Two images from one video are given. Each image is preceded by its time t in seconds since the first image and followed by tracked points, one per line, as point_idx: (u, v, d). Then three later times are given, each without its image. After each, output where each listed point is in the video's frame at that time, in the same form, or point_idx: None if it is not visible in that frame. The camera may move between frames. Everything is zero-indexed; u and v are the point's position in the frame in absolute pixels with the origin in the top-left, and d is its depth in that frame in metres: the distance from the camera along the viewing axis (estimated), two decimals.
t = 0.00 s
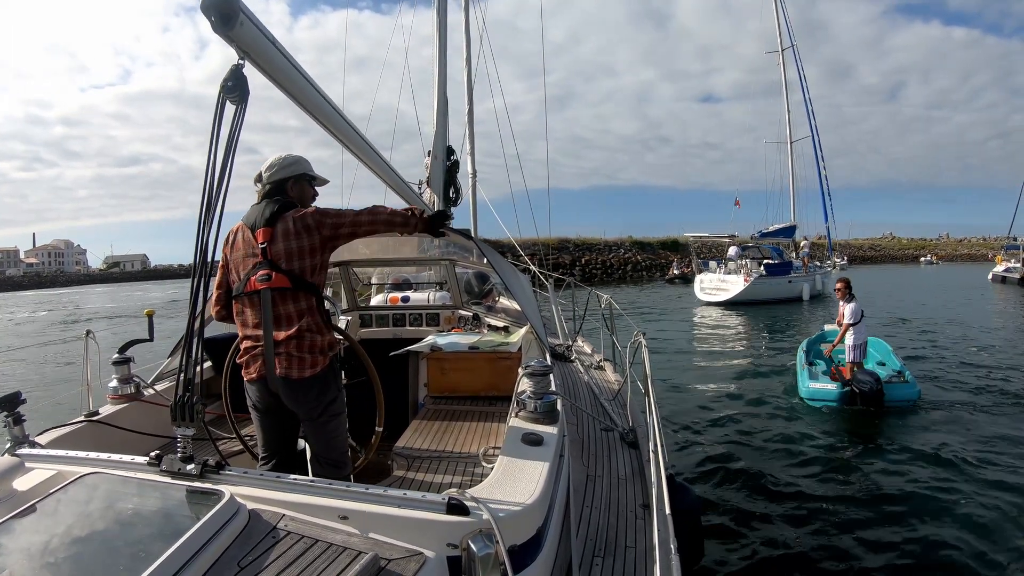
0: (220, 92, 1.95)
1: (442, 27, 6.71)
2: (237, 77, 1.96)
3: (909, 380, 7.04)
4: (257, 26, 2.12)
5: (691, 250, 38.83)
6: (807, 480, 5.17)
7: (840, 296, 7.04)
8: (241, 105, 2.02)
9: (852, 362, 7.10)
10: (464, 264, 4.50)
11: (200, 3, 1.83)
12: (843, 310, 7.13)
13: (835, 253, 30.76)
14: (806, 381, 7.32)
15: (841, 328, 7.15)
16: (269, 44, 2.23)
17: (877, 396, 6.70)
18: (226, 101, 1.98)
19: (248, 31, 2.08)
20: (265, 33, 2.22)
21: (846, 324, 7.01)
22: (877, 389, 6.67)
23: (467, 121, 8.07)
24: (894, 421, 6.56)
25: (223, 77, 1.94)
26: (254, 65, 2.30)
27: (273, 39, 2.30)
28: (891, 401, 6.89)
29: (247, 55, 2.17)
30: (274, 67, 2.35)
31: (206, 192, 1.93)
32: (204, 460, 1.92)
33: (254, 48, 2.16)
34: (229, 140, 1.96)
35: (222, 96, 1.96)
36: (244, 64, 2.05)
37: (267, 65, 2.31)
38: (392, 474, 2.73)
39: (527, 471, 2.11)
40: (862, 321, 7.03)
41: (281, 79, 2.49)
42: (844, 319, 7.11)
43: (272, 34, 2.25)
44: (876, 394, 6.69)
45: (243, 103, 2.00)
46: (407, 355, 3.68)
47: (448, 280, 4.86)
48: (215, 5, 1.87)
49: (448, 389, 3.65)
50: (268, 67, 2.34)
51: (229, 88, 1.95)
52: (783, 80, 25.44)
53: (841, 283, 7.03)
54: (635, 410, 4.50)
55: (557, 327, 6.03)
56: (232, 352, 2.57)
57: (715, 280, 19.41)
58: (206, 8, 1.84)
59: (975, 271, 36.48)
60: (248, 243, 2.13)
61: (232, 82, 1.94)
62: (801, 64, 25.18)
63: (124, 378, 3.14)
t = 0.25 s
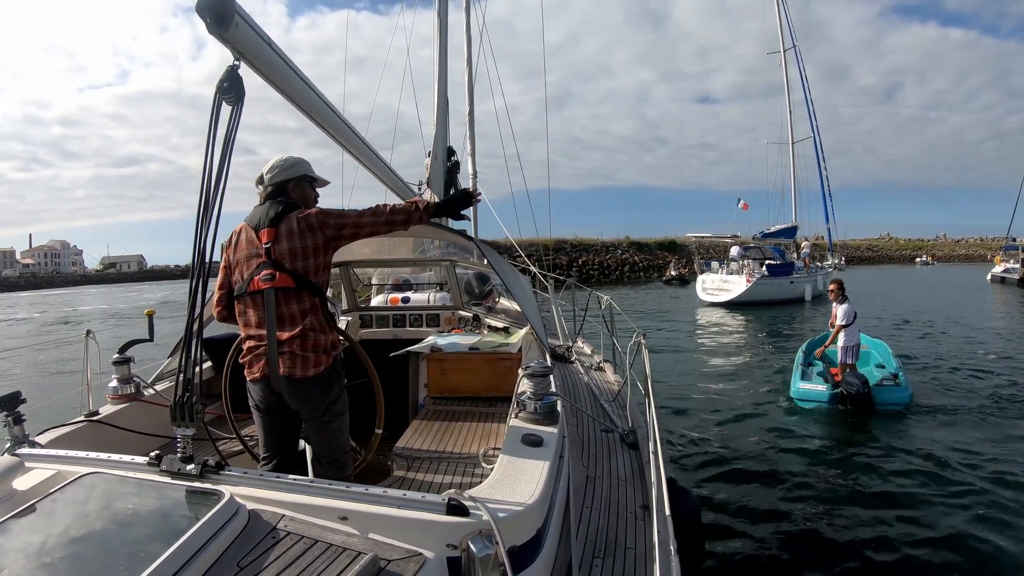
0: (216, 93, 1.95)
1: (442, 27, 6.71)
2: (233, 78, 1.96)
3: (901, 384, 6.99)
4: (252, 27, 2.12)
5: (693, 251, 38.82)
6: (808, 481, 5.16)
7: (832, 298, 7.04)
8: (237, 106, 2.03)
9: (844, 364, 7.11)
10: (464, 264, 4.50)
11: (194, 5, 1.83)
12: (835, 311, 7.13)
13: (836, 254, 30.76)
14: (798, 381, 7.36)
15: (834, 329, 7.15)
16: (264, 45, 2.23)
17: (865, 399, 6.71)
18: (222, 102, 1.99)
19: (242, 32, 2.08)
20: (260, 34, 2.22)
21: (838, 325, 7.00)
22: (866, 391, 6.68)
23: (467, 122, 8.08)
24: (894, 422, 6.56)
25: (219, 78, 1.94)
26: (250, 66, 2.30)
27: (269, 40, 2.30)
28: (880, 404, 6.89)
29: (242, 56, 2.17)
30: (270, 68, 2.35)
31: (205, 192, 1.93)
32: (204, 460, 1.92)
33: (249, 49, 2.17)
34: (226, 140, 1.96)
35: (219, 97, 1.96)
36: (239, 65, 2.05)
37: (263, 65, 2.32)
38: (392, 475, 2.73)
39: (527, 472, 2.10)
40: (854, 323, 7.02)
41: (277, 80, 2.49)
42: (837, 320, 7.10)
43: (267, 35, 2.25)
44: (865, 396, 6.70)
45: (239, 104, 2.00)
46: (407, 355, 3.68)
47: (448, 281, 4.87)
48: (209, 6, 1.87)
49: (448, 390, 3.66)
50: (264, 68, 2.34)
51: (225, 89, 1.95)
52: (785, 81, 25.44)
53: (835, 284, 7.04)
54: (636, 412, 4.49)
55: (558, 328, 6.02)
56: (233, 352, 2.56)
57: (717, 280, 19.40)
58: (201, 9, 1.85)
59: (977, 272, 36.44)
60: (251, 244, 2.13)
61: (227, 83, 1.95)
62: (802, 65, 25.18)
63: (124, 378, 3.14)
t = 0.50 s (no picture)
0: (217, 93, 1.96)
1: (442, 28, 6.72)
2: (233, 79, 1.96)
3: (894, 385, 6.99)
4: (252, 28, 2.12)
5: (694, 251, 38.81)
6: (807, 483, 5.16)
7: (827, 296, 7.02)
8: (238, 106, 2.03)
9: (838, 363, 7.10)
10: (465, 265, 4.50)
11: (195, 5, 1.84)
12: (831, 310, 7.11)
13: (838, 254, 30.77)
14: (791, 380, 7.37)
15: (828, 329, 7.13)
16: (264, 46, 2.23)
17: (857, 398, 6.71)
18: (222, 103, 1.99)
19: (243, 32, 2.08)
20: (260, 34, 2.22)
21: (831, 325, 6.99)
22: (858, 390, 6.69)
23: (467, 122, 8.08)
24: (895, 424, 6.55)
25: (220, 79, 1.94)
26: (250, 66, 2.30)
27: (269, 40, 2.30)
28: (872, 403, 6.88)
29: (243, 57, 2.17)
30: (270, 69, 2.35)
31: (205, 193, 1.94)
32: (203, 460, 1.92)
33: (250, 49, 2.17)
34: (227, 140, 1.97)
35: (219, 97, 1.96)
36: (239, 65, 2.05)
37: (263, 66, 2.32)
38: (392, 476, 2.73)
39: (526, 473, 2.10)
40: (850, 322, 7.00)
41: (277, 80, 2.49)
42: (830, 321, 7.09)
43: (268, 36, 2.25)
44: (856, 395, 6.70)
45: (239, 104, 2.00)
46: (407, 356, 3.68)
47: (449, 282, 4.87)
48: (210, 7, 1.87)
49: (448, 391, 3.66)
50: (264, 68, 2.35)
51: (226, 89, 1.95)
52: (786, 81, 25.44)
53: (829, 284, 7.03)
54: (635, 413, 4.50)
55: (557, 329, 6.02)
56: (233, 353, 2.56)
57: (719, 281, 19.41)
58: (202, 9, 1.85)
59: (979, 273, 36.44)
60: (252, 244, 2.13)
61: (228, 84, 1.95)
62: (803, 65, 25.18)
63: (123, 378, 3.14)
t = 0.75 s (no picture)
0: (222, 93, 1.96)
1: (442, 28, 6.73)
2: (238, 78, 1.97)
3: (888, 386, 6.99)
4: (258, 28, 2.13)
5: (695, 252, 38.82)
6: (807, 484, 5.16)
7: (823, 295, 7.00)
8: (243, 106, 2.03)
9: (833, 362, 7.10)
10: (465, 266, 4.49)
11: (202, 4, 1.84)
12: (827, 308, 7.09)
13: (840, 254, 30.77)
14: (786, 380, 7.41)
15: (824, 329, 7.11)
16: (270, 46, 2.24)
17: (848, 398, 6.74)
18: (227, 102, 1.99)
19: (249, 33, 2.09)
20: (266, 35, 2.23)
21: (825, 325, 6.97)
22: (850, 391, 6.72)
23: (467, 123, 8.09)
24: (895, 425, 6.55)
25: (225, 78, 1.95)
26: (256, 66, 2.31)
27: (274, 40, 2.31)
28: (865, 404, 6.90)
29: (248, 57, 2.18)
30: (276, 69, 2.36)
31: (209, 192, 1.94)
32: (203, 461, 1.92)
33: (255, 49, 2.18)
34: (231, 140, 1.97)
35: (224, 96, 1.96)
36: (245, 65, 2.06)
37: (268, 66, 2.33)
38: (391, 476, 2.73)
39: (526, 474, 2.10)
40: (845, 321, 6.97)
41: (282, 80, 2.50)
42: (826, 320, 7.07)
43: (273, 36, 2.26)
44: (847, 395, 6.73)
45: (245, 103, 2.00)
46: (406, 356, 3.68)
47: (448, 283, 4.87)
48: (217, 6, 1.88)
49: (447, 392, 3.66)
50: (269, 68, 2.35)
51: (231, 89, 1.96)
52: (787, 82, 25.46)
53: (825, 283, 6.99)
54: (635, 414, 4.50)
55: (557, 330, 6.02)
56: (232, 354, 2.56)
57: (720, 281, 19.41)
58: (208, 9, 1.86)
59: (984, 273, 36.45)
60: (252, 244, 2.13)
61: (233, 83, 1.95)
62: (804, 66, 25.19)
63: (123, 378, 3.14)
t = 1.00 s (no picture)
0: (229, 92, 1.96)
1: (442, 28, 6.73)
2: (247, 78, 1.97)
3: (881, 386, 7.01)
4: (268, 27, 2.14)
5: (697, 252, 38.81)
6: (806, 484, 5.16)
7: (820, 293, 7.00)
8: (251, 105, 2.03)
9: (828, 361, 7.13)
10: (465, 266, 4.48)
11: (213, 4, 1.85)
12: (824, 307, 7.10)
13: (841, 254, 30.77)
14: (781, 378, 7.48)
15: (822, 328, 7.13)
16: (279, 46, 2.25)
17: (839, 397, 6.80)
18: (235, 101, 1.99)
19: (260, 32, 2.09)
20: (276, 34, 2.24)
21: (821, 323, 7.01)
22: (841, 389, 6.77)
23: (467, 122, 8.10)
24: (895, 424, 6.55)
25: (233, 78, 1.95)
26: (265, 66, 2.31)
27: (285, 41, 2.31)
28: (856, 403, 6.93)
29: (258, 57, 2.19)
30: (284, 69, 2.37)
31: (213, 192, 1.94)
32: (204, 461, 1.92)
33: (265, 49, 2.18)
34: (237, 139, 1.97)
35: (232, 96, 1.97)
36: (255, 65, 2.06)
37: (277, 66, 2.33)
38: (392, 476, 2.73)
39: (526, 474, 2.10)
40: (842, 320, 6.97)
41: (290, 80, 2.51)
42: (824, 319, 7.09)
43: (282, 36, 2.26)
44: (838, 394, 6.79)
45: (252, 103, 2.00)
46: (406, 356, 3.68)
47: (448, 283, 4.88)
48: (228, 5, 1.88)
49: (447, 392, 3.66)
50: (278, 68, 2.36)
51: (239, 89, 1.96)
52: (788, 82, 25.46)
53: (823, 282, 6.97)
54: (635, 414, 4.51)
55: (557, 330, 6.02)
56: (232, 355, 2.56)
57: (722, 282, 19.41)
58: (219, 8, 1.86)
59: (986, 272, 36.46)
60: (253, 245, 2.14)
61: (241, 83, 1.95)
62: (804, 66, 25.20)
63: (123, 378, 3.14)
